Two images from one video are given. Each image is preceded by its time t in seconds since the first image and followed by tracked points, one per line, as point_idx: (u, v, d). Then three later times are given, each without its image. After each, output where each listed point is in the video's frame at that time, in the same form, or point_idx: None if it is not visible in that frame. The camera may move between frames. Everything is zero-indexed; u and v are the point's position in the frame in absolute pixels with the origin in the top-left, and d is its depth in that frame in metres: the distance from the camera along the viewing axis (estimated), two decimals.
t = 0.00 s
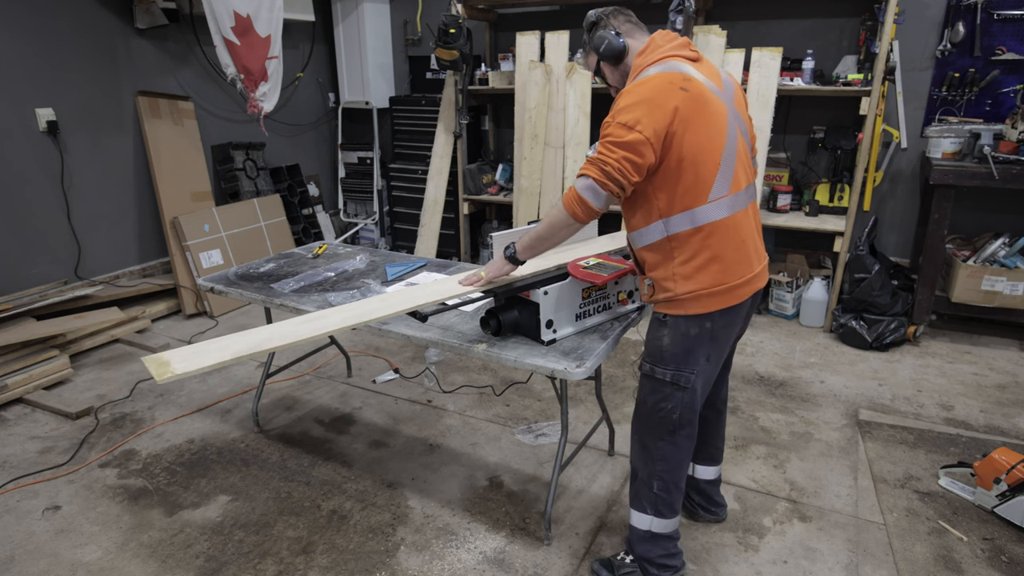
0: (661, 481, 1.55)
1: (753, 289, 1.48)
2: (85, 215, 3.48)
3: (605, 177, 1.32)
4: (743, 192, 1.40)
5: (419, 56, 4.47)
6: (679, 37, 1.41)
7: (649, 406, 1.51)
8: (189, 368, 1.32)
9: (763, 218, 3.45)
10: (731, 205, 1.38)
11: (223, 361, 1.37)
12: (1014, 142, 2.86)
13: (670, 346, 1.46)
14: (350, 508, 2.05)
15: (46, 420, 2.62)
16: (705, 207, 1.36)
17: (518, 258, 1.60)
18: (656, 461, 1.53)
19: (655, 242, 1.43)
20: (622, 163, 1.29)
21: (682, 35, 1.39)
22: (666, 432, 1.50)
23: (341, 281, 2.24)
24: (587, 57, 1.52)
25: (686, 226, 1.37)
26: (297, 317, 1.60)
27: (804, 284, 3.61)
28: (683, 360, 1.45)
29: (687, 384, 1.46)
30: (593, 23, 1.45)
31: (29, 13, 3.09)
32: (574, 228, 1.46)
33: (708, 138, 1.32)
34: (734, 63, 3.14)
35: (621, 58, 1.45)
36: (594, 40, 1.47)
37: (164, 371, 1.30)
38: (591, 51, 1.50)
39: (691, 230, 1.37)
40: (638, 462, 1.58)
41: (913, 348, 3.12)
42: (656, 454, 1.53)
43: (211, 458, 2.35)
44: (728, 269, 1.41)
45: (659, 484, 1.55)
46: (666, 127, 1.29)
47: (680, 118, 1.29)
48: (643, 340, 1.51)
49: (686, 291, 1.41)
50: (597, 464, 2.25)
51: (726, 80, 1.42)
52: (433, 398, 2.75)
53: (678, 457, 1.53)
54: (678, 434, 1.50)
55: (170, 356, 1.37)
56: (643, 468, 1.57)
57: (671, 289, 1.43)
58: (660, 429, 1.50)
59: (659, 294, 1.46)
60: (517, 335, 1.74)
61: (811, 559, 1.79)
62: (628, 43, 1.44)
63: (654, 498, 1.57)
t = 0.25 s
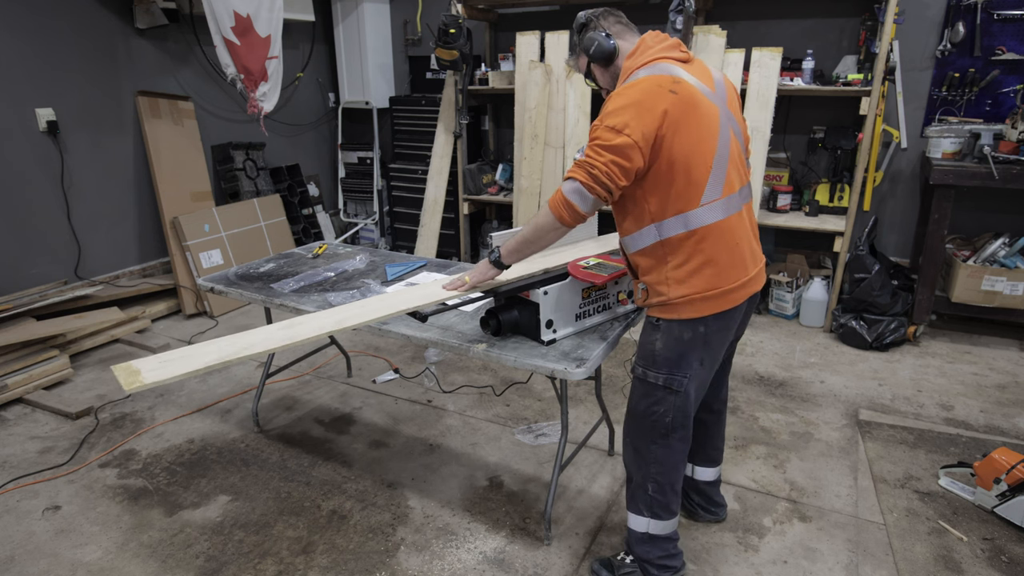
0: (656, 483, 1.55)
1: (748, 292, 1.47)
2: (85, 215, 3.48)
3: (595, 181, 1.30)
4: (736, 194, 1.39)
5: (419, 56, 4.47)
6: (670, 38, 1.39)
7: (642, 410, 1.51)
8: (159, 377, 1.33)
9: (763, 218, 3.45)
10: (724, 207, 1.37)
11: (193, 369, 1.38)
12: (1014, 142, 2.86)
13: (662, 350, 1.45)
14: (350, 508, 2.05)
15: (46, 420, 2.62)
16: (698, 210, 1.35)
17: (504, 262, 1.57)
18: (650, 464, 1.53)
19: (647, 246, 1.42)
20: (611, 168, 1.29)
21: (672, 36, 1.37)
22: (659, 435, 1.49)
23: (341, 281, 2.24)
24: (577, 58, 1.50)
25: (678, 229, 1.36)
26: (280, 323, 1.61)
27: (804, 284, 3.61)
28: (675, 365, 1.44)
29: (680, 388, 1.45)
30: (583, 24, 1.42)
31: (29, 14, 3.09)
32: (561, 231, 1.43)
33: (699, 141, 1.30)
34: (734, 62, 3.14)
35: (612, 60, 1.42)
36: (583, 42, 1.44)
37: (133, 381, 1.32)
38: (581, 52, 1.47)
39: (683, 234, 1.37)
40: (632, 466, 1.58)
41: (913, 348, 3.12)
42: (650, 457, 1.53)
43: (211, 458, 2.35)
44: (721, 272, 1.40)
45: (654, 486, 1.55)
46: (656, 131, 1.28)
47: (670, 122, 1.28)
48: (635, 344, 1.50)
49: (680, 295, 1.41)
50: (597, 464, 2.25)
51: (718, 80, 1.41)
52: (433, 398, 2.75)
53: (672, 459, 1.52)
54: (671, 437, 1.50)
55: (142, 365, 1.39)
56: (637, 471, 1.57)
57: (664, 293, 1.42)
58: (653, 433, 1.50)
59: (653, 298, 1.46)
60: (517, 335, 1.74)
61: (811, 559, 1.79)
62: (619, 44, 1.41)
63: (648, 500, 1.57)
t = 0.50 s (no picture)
0: (652, 489, 1.53)
1: (742, 300, 1.44)
2: (85, 215, 3.48)
3: (584, 188, 1.28)
4: (729, 199, 1.36)
5: (419, 57, 4.47)
6: (661, 37, 1.36)
7: (635, 418, 1.50)
8: (143, 382, 1.34)
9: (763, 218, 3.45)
10: (716, 212, 1.34)
11: (179, 374, 1.40)
12: (1014, 143, 2.86)
13: (653, 358, 1.44)
14: (350, 508, 2.05)
15: (46, 420, 2.62)
16: (689, 215, 1.32)
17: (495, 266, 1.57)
18: (645, 471, 1.52)
19: (638, 252, 1.39)
20: (600, 173, 1.25)
21: (663, 36, 1.34)
22: (653, 442, 1.48)
23: (341, 281, 2.24)
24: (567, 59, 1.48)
25: (670, 235, 1.34)
26: (268, 327, 1.62)
27: (804, 284, 3.61)
28: (667, 373, 1.43)
29: (673, 397, 1.44)
30: (571, 25, 1.41)
31: (29, 13, 3.09)
32: (551, 238, 1.42)
33: (691, 144, 1.27)
34: (734, 62, 3.14)
35: (602, 61, 1.40)
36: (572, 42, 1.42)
37: (118, 386, 1.33)
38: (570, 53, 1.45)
39: (674, 240, 1.34)
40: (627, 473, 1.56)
41: (913, 348, 3.12)
42: (645, 464, 1.52)
43: (211, 458, 2.35)
44: (714, 279, 1.37)
45: (650, 492, 1.54)
46: (646, 134, 1.25)
47: (661, 124, 1.25)
48: (627, 352, 1.49)
49: (671, 303, 1.38)
50: (597, 464, 2.25)
51: (710, 82, 1.38)
52: (433, 398, 2.75)
53: (668, 466, 1.51)
54: (665, 444, 1.49)
55: (127, 370, 1.40)
56: (632, 478, 1.56)
57: (655, 300, 1.40)
58: (647, 440, 1.49)
59: (644, 305, 1.43)
60: (518, 335, 1.74)
61: (811, 559, 1.79)
62: (609, 45, 1.39)
63: (646, 505, 1.56)
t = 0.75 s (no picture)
0: (656, 499, 1.52)
1: (737, 309, 1.40)
2: (85, 215, 3.48)
3: (572, 196, 1.27)
4: (723, 204, 1.33)
5: (419, 57, 4.47)
6: (655, 33, 1.32)
7: (636, 432, 1.48)
8: (144, 382, 1.34)
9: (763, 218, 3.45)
10: (710, 218, 1.31)
11: (179, 375, 1.40)
12: (1014, 142, 2.86)
13: (653, 373, 1.41)
14: (350, 508, 2.05)
15: (46, 420, 2.62)
16: (682, 221, 1.28)
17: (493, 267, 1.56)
18: (649, 484, 1.50)
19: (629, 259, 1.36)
20: (590, 177, 1.23)
21: (657, 32, 1.30)
22: (656, 456, 1.47)
23: (342, 281, 2.24)
24: (555, 54, 1.42)
25: (662, 242, 1.30)
26: (268, 328, 1.62)
27: (804, 284, 3.61)
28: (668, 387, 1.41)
29: (675, 411, 1.42)
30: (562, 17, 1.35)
31: (29, 13, 3.09)
32: (546, 244, 1.40)
33: (683, 146, 1.24)
34: (734, 62, 3.13)
35: (594, 55, 1.35)
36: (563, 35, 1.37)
37: (118, 386, 1.33)
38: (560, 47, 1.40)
39: (667, 247, 1.30)
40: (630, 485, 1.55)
41: (913, 348, 3.12)
42: (649, 477, 1.50)
43: (211, 458, 2.35)
44: (707, 289, 1.34)
45: (654, 502, 1.52)
46: (637, 136, 1.21)
47: (653, 125, 1.21)
48: (625, 367, 1.46)
49: (664, 313, 1.34)
50: (597, 464, 2.25)
51: (704, 81, 1.34)
52: (433, 398, 2.75)
53: (671, 477, 1.49)
54: (668, 458, 1.47)
55: (127, 370, 1.40)
56: (635, 490, 1.53)
57: (648, 311, 1.37)
58: (650, 454, 1.47)
59: (636, 315, 1.40)
60: (519, 335, 1.74)
61: (811, 559, 1.79)
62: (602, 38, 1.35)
63: (649, 514, 1.54)
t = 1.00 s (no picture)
0: (653, 501, 1.49)
1: (747, 313, 1.38)
2: (85, 215, 3.48)
3: (571, 202, 1.26)
4: (736, 209, 1.30)
5: (419, 56, 4.47)
6: (661, 34, 1.28)
7: (635, 437, 1.43)
8: (143, 382, 1.34)
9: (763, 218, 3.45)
10: (723, 223, 1.28)
11: (178, 375, 1.40)
12: (1014, 142, 2.86)
13: (657, 378, 1.36)
14: (350, 508, 2.05)
15: (46, 420, 2.62)
16: (697, 226, 1.25)
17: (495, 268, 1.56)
18: (647, 487, 1.47)
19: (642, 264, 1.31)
20: (600, 182, 1.20)
21: (665, 33, 1.27)
22: (655, 460, 1.43)
23: (342, 281, 2.24)
24: (555, 50, 1.34)
25: (678, 247, 1.26)
26: (268, 328, 1.62)
27: (804, 284, 3.61)
28: (670, 391, 1.37)
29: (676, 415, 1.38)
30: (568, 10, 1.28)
31: (30, 13, 3.09)
32: (545, 246, 1.40)
33: (701, 149, 1.20)
34: (734, 62, 3.13)
35: (602, 52, 1.29)
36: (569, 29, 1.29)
37: (118, 386, 1.33)
38: (563, 42, 1.32)
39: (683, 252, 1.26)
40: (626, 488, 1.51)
41: (913, 348, 3.12)
42: (647, 481, 1.47)
43: (211, 458, 2.35)
44: (720, 294, 1.31)
45: (651, 504, 1.49)
46: (651, 141, 1.17)
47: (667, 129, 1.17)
48: (627, 369, 1.41)
49: (676, 318, 1.31)
50: (597, 464, 2.25)
51: (713, 84, 1.31)
52: (433, 398, 2.75)
53: (669, 479, 1.47)
54: (667, 462, 1.43)
55: (126, 370, 1.40)
56: (631, 492, 1.50)
57: (660, 315, 1.32)
58: (649, 458, 1.43)
59: (645, 321, 1.35)
60: (518, 335, 1.74)
61: (811, 559, 1.79)
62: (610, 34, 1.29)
63: (646, 515, 1.52)
